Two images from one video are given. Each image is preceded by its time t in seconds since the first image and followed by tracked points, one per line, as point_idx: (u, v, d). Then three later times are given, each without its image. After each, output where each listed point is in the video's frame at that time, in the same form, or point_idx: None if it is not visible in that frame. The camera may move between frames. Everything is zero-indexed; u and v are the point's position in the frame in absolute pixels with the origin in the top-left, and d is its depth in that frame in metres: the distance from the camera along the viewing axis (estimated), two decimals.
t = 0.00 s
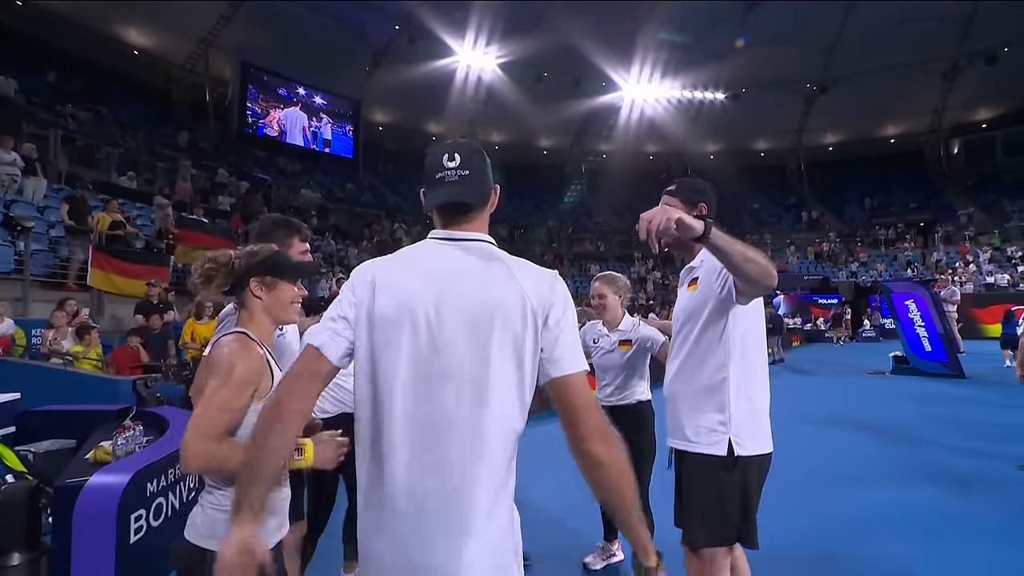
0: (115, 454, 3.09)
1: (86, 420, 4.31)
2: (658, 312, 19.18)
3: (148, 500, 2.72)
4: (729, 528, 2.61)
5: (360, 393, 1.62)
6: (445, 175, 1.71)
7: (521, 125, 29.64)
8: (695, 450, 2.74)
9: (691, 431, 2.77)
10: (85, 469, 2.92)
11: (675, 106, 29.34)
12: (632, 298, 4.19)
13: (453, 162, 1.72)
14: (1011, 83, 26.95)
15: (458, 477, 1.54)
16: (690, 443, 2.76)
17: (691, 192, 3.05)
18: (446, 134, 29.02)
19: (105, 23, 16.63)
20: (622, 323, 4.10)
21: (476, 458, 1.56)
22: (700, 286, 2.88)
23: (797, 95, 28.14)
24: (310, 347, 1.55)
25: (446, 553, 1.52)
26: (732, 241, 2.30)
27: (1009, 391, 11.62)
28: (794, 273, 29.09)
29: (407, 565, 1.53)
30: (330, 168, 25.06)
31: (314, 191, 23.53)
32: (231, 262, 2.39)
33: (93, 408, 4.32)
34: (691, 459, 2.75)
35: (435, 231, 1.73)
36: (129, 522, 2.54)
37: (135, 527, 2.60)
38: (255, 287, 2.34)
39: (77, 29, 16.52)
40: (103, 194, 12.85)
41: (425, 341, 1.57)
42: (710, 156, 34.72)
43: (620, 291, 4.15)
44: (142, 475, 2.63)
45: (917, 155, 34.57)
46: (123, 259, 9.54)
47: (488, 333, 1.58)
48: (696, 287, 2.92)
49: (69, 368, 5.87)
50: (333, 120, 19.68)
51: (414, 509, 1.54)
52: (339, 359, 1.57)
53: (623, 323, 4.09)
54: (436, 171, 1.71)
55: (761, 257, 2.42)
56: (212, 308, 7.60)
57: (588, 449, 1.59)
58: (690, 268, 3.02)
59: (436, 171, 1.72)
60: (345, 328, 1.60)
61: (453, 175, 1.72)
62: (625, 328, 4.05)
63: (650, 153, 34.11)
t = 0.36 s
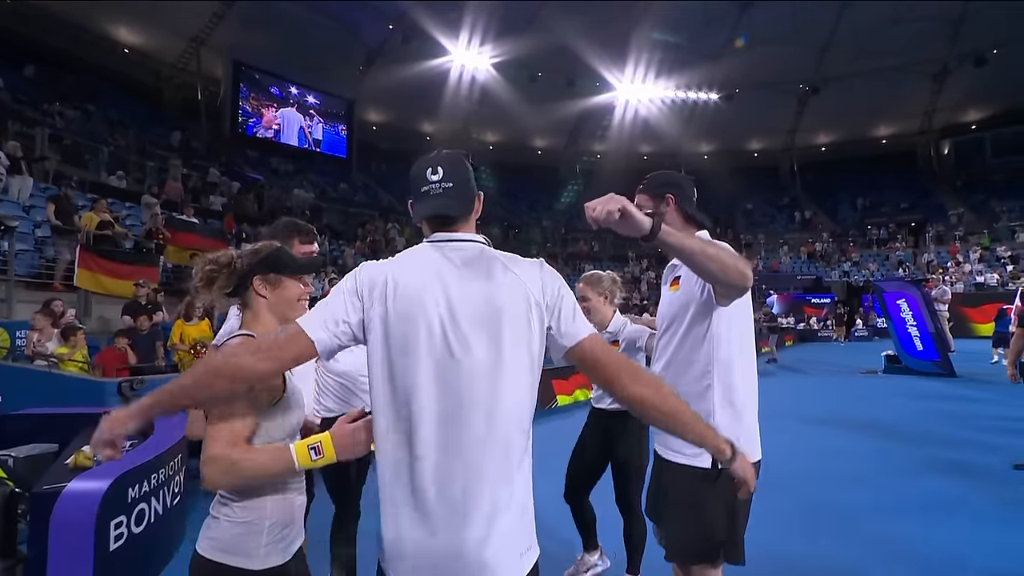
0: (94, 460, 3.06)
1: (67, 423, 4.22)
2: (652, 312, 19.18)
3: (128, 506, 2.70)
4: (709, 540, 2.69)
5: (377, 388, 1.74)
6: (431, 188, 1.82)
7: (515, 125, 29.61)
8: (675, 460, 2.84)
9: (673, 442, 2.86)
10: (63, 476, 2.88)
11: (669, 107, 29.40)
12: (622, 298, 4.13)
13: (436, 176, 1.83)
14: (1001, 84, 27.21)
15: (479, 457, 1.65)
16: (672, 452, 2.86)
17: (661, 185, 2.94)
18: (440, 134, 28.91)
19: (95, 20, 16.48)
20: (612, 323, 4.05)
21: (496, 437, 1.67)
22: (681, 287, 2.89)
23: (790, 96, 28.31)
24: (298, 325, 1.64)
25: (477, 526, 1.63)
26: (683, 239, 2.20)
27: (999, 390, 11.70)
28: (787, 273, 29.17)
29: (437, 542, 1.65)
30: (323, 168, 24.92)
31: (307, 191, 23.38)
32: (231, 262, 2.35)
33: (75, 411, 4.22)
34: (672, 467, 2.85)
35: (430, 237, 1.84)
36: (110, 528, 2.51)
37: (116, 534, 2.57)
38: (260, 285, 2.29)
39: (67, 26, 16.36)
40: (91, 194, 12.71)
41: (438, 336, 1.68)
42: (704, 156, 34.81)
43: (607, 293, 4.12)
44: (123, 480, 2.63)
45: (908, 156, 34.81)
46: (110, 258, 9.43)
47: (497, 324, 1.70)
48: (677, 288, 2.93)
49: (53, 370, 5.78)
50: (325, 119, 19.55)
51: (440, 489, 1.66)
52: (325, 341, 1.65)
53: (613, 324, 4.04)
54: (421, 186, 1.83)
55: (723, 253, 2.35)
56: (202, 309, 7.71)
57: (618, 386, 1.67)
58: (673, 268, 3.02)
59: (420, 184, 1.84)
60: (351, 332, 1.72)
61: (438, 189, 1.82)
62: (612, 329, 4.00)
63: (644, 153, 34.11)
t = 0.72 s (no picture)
0: (68, 467, 2.97)
1: (39, 430, 4.09)
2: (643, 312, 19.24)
3: (102, 517, 2.62)
4: (695, 544, 2.69)
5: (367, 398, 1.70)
6: (413, 201, 1.76)
7: (505, 124, 29.61)
8: (659, 461, 2.84)
9: (658, 442, 2.85)
10: (33, 485, 2.78)
11: (658, 106, 29.56)
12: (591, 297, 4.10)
13: (417, 187, 1.76)
14: (982, 87, 27.71)
15: (476, 457, 1.61)
16: (656, 454, 2.86)
17: (642, 191, 2.94)
18: (430, 133, 28.80)
19: (77, 15, 16.20)
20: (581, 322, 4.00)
21: (492, 435, 1.63)
22: (664, 287, 2.89)
23: (777, 96, 28.58)
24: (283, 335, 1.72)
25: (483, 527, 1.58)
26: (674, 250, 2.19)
27: (983, 388, 11.89)
28: (776, 273, 29.36)
29: (439, 550, 1.59)
30: (313, 167, 24.68)
31: (297, 190, 23.19)
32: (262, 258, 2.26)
33: (49, 418, 4.10)
34: (656, 468, 2.85)
35: (410, 246, 1.79)
36: (80, 541, 2.43)
37: (87, 547, 2.48)
38: (296, 290, 2.31)
39: (49, 22, 16.08)
40: (72, 192, 12.46)
41: (425, 339, 1.64)
42: (694, 156, 35.02)
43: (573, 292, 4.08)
44: (95, 489, 2.54)
45: (894, 156, 35.30)
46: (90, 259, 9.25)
47: (485, 323, 1.66)
48: (661, 287, 2.93)
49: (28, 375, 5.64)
50: (314, 118, 19.35)
51: (439, 492, 1.61)
52: (310, 357, 1.70)
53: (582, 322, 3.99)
54: (402, 198, 1.78)
55: (704, 248, 2.29)
56: (186, 310, 7.67)
57: (644, 334, 1.72)
58: (658, 268, 3.03)
59: (401, 196, 1.79)
60: (334, 346, 1.71)
61: (421, 199, 1.76)
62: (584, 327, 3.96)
63: (635, 152, 34.18)
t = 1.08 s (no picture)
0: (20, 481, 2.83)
1: None
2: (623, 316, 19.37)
3: (54, 534, 2.48)
4: (677, 536, 2.65)
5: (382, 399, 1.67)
6: (434, 200, 1.72)
7: (487, 127, 29.61)
8: (643, 452, 2.77)
9: (644, 433, 2.78)
10: None
11: (639, 111, 29.87)
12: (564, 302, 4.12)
13: (440, 187, 1.73)
14: (948, 99, 28.68)
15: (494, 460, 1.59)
16: (641, 446, 2.79)
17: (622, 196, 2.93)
18: (412, 135, 28.64)
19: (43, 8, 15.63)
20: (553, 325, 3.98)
21: (503, 438, 1.62)
22: (645, 283, 2.90)
23: (754, 104, 29.10)
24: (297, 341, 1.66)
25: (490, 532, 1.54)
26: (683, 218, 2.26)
27: (951, 389, 12.25)
28: (754, 276, 29.79)
29: (456, 556, 1.55)
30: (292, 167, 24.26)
31: (275, 191, 22.77)
32: (265, 266, 2.26)
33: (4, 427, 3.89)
34: (638, 462, 2.78)
35: (426, 249, 1.76)
36: (29, 561, 2.29)
37: (37, 566, 2.34)
38: (297, 292, 2.22)
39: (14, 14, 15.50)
40: (35, 191, 11.98)
41: (444, 338, 1.62)
42: (673, 161, 35.43)
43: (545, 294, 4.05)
44: (46, 505, 2.40)
45: (864, 164, 36.29)
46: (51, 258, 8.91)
47: (504, 326, 1.64)
48: (642, 284, 2.94)
49: None
50: (291, 118, 19.01)
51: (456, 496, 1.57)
52: (326, 364, 1.62)
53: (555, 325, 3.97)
54: (424, 197, 1.73)
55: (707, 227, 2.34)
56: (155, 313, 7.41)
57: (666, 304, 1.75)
58: (637, 269, 3.07)
59: (423, 196, 1.74)
60: (348, 351, 1.65)
61: (443, 199, 1.72)
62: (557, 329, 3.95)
63: (615, 157, 34.32)
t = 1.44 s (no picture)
0: None
1: None
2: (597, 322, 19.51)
3: None
4: (652, 567, 2.60)
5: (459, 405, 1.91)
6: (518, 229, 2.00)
7: (464, 132, 29.64)
8: (618, 481, 2.71)
9: (620, 462, 2.71)
10: None
11: (613, 120, 30.34)
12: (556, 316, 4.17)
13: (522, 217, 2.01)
14: (903, 118, 30.07)
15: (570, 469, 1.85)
16: (617, 474, 2.72)
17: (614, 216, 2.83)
18: (386, 139, 28.36)
19: None
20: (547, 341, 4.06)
21: (569, 453, 1.85)
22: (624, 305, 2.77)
23: (724, 116, 29.89)
24: (376, 352, 1.81)
25: (555, 530, 1.79)
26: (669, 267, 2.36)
27: (911, 394, 12.76)
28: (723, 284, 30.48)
29: (534, 555, 1.77)
30: (262, 169, 23.66)
31: (245, 193, 22.17)
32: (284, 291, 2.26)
33: None
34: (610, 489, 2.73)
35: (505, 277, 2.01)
36: None
37: None
38: (314, 316, 2.15)
39: None
40: None
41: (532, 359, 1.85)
42: (646, 170, 35.99)
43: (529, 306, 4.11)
44: None
45: (827, 177, 37.68)
46: None
47: (586, 354, 1.91)
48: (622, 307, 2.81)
49: None
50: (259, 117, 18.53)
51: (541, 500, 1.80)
52: (407, 377, 1.80)
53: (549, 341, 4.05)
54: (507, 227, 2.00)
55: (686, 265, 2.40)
56: (116, 320, 7.07)
57: (712, 320, 2.21)
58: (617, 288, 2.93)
59: (507, 221, 2.25)
60: (429, 367, 1.85)
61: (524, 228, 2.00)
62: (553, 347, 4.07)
63: (589, 164, 34.93)
